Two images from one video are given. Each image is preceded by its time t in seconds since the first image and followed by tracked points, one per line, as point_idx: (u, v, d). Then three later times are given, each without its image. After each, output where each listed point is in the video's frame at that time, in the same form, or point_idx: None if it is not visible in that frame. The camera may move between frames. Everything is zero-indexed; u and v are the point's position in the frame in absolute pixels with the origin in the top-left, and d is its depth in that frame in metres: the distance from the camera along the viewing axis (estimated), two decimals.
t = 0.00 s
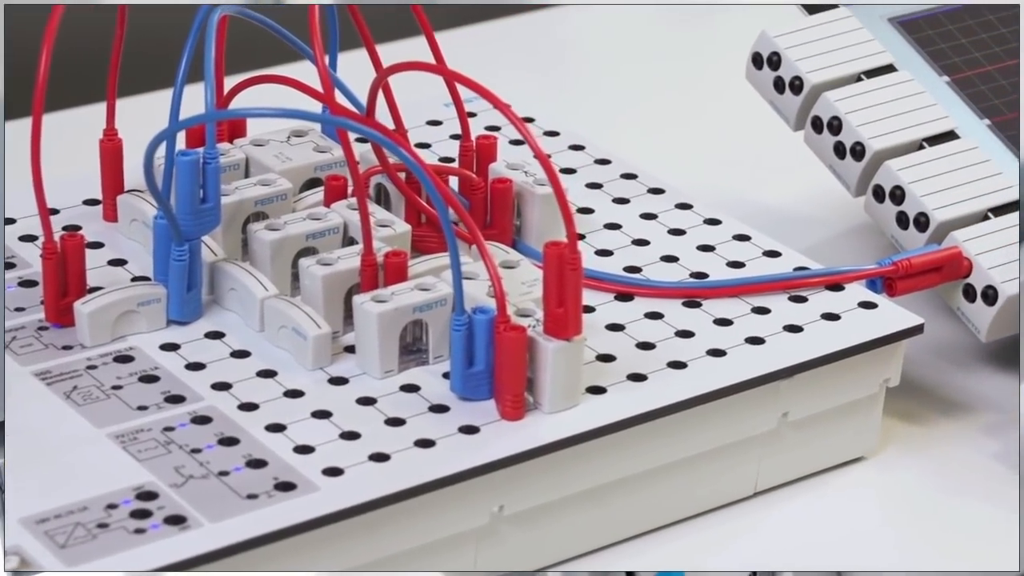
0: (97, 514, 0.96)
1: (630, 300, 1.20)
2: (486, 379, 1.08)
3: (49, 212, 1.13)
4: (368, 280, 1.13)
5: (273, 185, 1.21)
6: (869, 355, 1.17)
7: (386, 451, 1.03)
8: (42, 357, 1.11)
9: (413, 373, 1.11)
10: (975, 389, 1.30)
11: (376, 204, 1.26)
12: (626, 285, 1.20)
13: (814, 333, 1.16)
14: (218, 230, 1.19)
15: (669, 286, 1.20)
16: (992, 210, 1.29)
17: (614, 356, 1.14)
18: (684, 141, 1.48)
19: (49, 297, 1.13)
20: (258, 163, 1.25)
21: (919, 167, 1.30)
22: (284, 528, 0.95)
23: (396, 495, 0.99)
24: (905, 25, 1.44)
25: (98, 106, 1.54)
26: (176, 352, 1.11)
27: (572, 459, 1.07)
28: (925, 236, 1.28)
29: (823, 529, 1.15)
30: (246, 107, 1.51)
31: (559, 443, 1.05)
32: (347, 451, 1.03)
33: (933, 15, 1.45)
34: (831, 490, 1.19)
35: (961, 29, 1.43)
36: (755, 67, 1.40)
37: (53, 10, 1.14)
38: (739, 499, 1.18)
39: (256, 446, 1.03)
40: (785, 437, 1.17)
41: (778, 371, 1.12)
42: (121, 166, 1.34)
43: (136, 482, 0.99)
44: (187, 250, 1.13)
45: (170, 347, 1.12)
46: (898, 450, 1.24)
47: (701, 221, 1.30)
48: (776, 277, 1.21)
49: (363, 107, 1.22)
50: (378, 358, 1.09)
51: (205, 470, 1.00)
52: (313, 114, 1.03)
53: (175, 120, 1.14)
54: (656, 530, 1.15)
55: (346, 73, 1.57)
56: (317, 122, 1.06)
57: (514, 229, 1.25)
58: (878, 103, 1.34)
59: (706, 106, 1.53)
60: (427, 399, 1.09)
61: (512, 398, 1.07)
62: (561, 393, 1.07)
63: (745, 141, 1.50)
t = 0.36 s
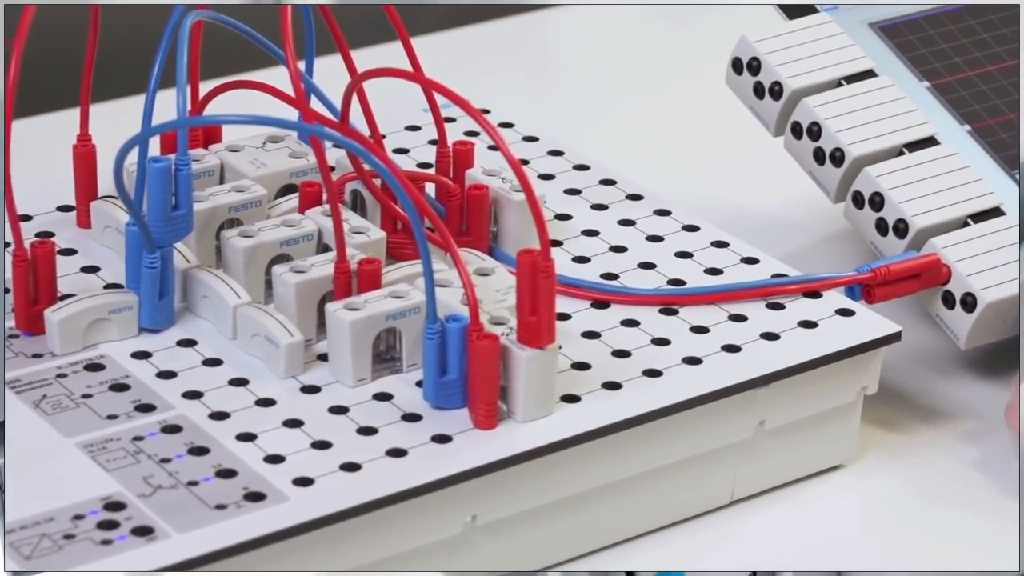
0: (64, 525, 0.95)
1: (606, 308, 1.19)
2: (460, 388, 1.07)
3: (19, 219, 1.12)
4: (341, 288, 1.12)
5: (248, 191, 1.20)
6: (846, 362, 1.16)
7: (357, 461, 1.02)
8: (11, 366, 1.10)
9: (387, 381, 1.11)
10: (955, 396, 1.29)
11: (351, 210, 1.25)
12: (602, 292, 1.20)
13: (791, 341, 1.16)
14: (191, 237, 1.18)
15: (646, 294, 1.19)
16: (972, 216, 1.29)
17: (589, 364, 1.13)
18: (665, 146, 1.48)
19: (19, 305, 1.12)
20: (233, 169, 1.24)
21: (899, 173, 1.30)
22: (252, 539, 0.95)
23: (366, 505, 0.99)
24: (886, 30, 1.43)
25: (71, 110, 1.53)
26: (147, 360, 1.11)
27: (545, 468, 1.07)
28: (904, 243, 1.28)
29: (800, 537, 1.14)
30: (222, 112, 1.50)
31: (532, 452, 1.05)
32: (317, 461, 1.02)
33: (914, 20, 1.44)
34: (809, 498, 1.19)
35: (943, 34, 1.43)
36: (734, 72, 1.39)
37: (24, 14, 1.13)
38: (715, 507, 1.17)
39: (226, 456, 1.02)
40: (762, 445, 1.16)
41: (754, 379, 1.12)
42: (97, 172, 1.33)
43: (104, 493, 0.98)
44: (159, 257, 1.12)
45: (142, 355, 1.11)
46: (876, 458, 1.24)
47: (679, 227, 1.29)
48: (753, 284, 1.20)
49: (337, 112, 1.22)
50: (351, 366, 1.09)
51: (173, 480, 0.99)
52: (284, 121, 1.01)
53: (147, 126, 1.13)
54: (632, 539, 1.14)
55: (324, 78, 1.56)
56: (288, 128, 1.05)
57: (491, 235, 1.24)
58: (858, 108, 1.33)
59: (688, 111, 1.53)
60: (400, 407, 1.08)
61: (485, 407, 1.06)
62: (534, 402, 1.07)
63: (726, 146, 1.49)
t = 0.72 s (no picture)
0: (28, 537, 0.95)
1: (582, 315, 1.19)
2: (431, 397, 1.07)
3: None
4: (313, 296, 1.11)
5: (220, 198, 1.19)
6: (822, 371, 1.16)
7: (327, 471, 1.01)
8: None
9: (359, 390, 1.10)
10: (933, 403, 1.29)
11: (325, 218, 1.24)
12: (577, 300, 1.19)
13: (766, 349, 1.15)
14: (163, 243, 1.17)
15: (622, 301, 1.19)
16: (950, 223, 1.28)
17: (563, 373, 1.12)
18: (646, 151, 1.47)
19: None
20: (206, 175, 1.23)
21: (877, 180, 1.29)
22: (219, 551, 0.94)
23: (336, 515, 0.98)
24: (865, 35, 1.42)
25: (43, 116, 1.52)
26: (117, 369, 1.10)
27: (517, 478, 1.06)
28: (882, 250, 1.27)
29: (776, 546, 1.13)
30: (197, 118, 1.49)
31: (504, 461, 1.04)
32: (287, 471, 1.01)
33: (893, 26, 1.43)
34: (786, 507, 1.18)
35: (922, 40, 1.42)
36: (713, 78, 1.39)
37: None
38: (691, 516, 1.16)
39: (194, 466, 1.01)
40: (737, 454, 1.16)
41: (728, 388, 1.11)
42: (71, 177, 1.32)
43: (70, 504, 0.97)
44: (129, 265, 1.11)
45: (111, 364, 1.10)
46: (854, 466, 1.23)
47: (656, 234, 1.28)
48: (729, 291, 1.19)
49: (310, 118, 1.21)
50: (322, 375, 1.08)
51: (140, 490, 0.98)
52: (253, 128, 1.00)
53: (117, 133, 1.12)
54: (607, 549, 1.13)
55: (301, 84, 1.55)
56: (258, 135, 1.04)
57: (466, 243, 1.24)
58: (836, 114, 1.33)
59: (669, 117, 1.52)
60: (371, 416, 1.07)
61: (456, 416, 1.05)
62: (506, 411, 1.06)
63: (707, 153, 1.49)
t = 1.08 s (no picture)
0: None
1: (559, 323, 1.18)
2: (406, 405, 1.06)
3: None
4: (287, 303, 1.10)
5: (196, 205, 1.18)
6: (801, 378, 1.15)
7: (299, 480, 1.01)
8: None
9: (333, 398, 1.09)
10: (914, 410, 1.28)
11: (302, 225, 1.23)
12: (555, 307, 1.18)
13: (745, 356, 1.14)
14: (137, 249, 1.16)
15: (600, 308, 1.18)
16: (930, 229, 1.28)
17: (540, 381, 1.11)
18: (628, 156, 1.46)
19: None
20: (182, 181, 1.22)
21: (857, 186, 1.28)
22: (189, 561, 0.93)
23: (308, 525, 0.97)
24: (846, 40, 1.42)
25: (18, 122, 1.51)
26: (89, 378, 1.09)
27: (492, 487, 1.05)
28: (862, 256, 1.26)
29: (754, 554, 1.12)
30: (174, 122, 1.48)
31: (479, 470, 1.03)
32: (259, 480, 1.00)
33: (875, 31, 1.43)
34: (766, 515, 1.17)
35: (904, 45, 1.41)
36: (694, 83, 1.38)
37: None
38: (668, 525, 1.15)
39: (166, 475, 1.00)
40: (715, 462, 1.15)
41: (706, 396, 1.10)
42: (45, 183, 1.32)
43: (39, 514, 0.97)
44: (102, 272, 1.10)
45: (84, 372, 1.10)
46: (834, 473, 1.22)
47: (636, 240, 1.28)
48: (708, 298, 1.19)
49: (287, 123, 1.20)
50: (296, 383, 1.07)
51: (111, 500, 0.98)
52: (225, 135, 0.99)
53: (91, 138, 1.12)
54: (584, 558, 1.12)
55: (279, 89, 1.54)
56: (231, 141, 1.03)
57: (444, 249, 1.23)
58: (817, 120, 1.32)
59: (652, 121, 1.52)
60: (345, 425, 1.06)
61: (431, 425, 1.04)
62: (481, 420, 1.05)
63: (689, 158, 1.48)
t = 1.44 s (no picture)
0: None
1: (537, 329, 1.17)
2: (380, 413, 1.05)
3: None
4: (262, 310, 1.09)
5: (171, 210, 1.18)
6: (779, 386, 1.15)
7: (272, 489, 1.00)
8: None
9: (308, 406, 1.08)
10: (895, 417, 1.27)
11: (279, 231, 1.22)
12: (533, 314, 1.18)
13: (723, 364, 1.14)
14: (111, 256, 1.15)
15: (577, 315, 1.17)
16: (911, 235, 1.27)
17: (516, 388, 1.11)
18: (610, 161, 1.46)
19: None
20: (158, 187, 1.21)
21: (838, 192, 1.28)
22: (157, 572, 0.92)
23: (279, 535, 0.96)
24: (828, 45, 1.41)
25: None
26: (62, 386, 1.08)
27: (467, 496, 1.04)
28: (843, 262, 1.26)
29: (733, 562, 1.12)
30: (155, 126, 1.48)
31: (453, 479, 1.02)
32: (231, 490, 0.99)
33: (857, 36, 1.42)
34: (744, 523, 1.16)
35: (886, 50, 1.41)
36: (675, 88, 1.37)
37: None
38: (646, 533, 1.15)
39: (137, 485, 0.99)
40: (693, 470, 1.14)
41: (684, 404, 1.10)
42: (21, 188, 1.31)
43: (8, 524, 0.96)
44: (75, 279, 1.10)
45: (57, 380, 1.09)
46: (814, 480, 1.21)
47: (615, 246, 1.27)
48: (686, 305, 1.18)
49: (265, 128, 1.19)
50: (270, 392, 1.06)
51: (81, 510, 0.97)
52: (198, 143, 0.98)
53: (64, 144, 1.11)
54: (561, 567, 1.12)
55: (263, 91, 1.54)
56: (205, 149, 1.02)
57: (421, 255, 1.22)
58: (797, 125, 1.31)
59: (635, 127, 1.51)
60: (319, 434, 1.06)
61: (405, 433, 1.03)
62: (456, 429, 1.04)
63: (671, 164, 1.47)
